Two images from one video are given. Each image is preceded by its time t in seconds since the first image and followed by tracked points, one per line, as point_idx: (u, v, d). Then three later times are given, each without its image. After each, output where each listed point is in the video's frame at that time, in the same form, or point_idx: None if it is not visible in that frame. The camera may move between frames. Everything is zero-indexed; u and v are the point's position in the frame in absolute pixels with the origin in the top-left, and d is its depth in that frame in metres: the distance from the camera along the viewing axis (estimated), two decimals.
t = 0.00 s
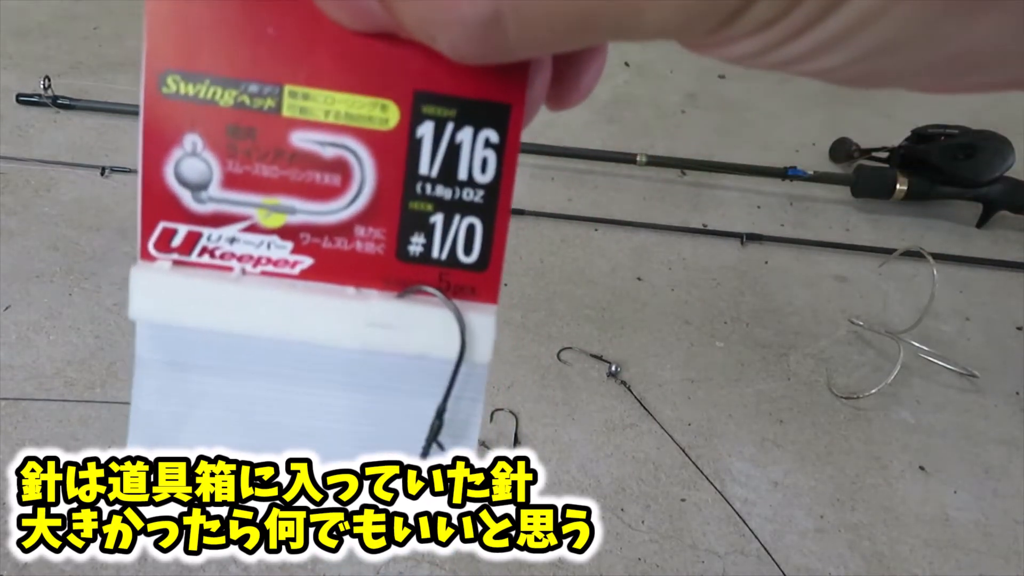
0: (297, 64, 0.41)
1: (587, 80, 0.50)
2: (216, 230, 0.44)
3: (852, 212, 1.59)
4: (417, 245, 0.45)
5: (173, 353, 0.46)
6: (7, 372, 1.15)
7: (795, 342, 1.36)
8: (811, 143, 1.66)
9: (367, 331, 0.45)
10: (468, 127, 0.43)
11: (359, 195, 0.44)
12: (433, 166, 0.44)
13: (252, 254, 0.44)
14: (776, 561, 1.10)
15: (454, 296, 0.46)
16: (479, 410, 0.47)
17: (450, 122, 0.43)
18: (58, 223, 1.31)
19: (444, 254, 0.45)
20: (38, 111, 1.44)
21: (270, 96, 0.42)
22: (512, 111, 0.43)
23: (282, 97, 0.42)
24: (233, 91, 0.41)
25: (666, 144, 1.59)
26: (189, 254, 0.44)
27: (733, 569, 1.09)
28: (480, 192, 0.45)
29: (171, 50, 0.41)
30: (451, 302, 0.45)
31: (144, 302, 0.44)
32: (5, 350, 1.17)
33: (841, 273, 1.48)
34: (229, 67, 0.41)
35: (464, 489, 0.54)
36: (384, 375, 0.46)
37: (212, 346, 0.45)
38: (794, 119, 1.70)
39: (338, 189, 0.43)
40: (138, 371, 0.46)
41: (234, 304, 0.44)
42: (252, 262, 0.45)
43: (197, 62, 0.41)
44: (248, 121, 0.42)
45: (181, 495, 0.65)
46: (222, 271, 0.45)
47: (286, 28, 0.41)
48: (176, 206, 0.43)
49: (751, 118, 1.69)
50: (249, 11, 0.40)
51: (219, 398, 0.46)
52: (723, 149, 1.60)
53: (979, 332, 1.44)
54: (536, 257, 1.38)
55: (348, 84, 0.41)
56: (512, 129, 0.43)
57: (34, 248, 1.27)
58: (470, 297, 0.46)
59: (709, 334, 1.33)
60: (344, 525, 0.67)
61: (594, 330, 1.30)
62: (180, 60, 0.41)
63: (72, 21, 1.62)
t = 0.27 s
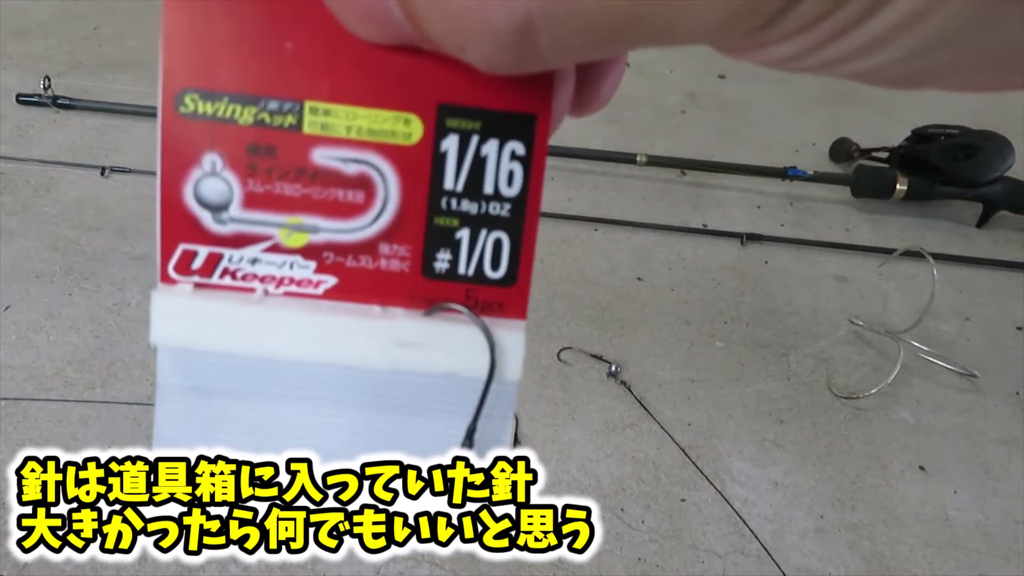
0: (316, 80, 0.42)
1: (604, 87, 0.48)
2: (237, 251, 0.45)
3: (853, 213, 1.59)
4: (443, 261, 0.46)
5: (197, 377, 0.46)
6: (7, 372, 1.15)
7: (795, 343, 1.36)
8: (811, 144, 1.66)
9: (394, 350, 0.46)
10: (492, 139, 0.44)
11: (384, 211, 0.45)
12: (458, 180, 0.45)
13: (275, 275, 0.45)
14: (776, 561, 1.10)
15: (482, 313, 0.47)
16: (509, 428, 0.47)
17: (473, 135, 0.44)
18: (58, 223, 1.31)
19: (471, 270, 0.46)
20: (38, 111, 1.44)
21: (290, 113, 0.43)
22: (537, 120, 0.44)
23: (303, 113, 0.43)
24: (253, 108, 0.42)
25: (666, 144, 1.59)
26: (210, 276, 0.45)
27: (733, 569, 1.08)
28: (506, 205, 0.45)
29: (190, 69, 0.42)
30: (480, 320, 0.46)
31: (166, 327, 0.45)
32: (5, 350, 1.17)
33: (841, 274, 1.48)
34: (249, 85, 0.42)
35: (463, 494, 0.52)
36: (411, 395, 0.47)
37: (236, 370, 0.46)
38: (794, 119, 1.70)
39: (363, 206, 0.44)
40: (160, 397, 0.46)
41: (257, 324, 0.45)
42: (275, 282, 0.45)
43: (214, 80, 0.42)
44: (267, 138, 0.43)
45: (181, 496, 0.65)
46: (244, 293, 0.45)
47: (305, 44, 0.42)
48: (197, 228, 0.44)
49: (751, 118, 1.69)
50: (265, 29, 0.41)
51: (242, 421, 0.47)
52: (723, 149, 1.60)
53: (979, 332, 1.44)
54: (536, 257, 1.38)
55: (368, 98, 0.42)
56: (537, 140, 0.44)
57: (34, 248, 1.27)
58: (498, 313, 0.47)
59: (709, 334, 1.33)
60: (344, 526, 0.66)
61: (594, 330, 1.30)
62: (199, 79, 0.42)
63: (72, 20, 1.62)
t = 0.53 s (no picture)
0: (322, 71, 0.43)
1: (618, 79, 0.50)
2: (238, 247, 0.45)
3: (853, 212, 1.59)
4: (453, 258, 0.46)
5: (198, 378, 0.46)
6: (7, 372, 1.15)
7: (795, 342, 1.36)
8: (811, 143, 1.66)
9: (402, 351, 0.46)
10: (505, 131, 0.45)
11: (394, 207, 0.45)
12: (469, 174, 0.46)
13: (278, 272, 0.46)
14: (776, 561, 1.10)
15: (493, 311, 0.47)
16: (521, 430, 0.48)
17: (486, 126, 0.45)
18: (58, 223, 1.31)
19: (482, 267, 0.47)
20: (38, 111, 1.44)
21: (295, 104, 0.43)
22: (552, 110, 0.45)
23: (308, 104, 0.43)
24: (256, 98, 0.43)
25: (666, 144, 1.59)
26: (210, 274, 0.46)
27: (733, 569, 1.08)
28: (518, 200, 0.46)
29: (192, 60, 0.43)
30: (491, 318, 0.47)
31: (163, 327, 0.45)
32: (5, 350, 1.17)
33: (841, 273, 1.48)
34: (252, 76, 0.43)
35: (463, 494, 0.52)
36: (418, 396, 0.47)
37: (237, 370, 0.46)
38: (794, 119, 1.70)
39: (372, 201, 0.45)
40: (158, 397, 0.46)
41: (259, 323, 0.45)
42: (278, 279, 0.46)
43: (217, 71, 0.43)
44: (271, 131, 0.44)
45: (181, 495, 0.65)
46: (247, 290, 0.46)
47: (310, 33, 0.43)
48: (196, 224, 0.45)
49: (752, 118, 1.69)
50: (272, 20, 0.42)
51: (243, 425, 0.47)
52: (723, 149, 1.60)
53: (979, 332, 1.44)
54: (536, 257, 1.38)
55: (375, 88, 0.43)
56: (551, 131, 0.45)
57: (34, 248, 1.27)
58: (510, 312, 0.47)
59: (709, 334, 1.33)
60: (344, 526, 0.66)
61: (594, 330, 1.30)
62: (200, 69, 0.43)
63: (72, 20, 1.62)
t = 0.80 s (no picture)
0: (323, 66, 0.43)
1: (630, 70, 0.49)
2: (237, 250, 0.45)
3: (853, 212, 1.59)
4: (460, 260, 0.46)
5: (196, 387, 0.46)
6: (7, 371, 1.15)
7: (795, 343, 1.36)
8: (811, 143, 1.66)
9: (409, 356, 0.46)
10: (514, 128, 0.45)
11: (400, 208, 0.45)
12: (476, 174, 0.45)
13: (278, 276, 0.46)
14: (776, 561, 1.10)
15: (501, 316, 0.47)
16: (531, 435, 0.48)
17: (495, 123, 0.44)
18: (58, 223, 1.31)
19: (490, 270, 0.47)
20: (38, 111, 1.44)
21: (295, 100, 0.44)
22: (563, 105, 0.44)
23: (309, 100, 0.44)
24: (255, 94, 0.43)
25: (666, 144, 1.59)
26: (208, 277, 0.46)
27: (733, 569, 1.08)
28: (528, 200, 0.46)
29: (189, 57, 0.43)
30: (500, 322, 0.47)
31: (158, 331, 0.45)
32: (5, 350, 1.17)
33: (841, 273, 1.48)
34: (251, 73, 0.43)
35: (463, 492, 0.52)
36: (423, 404, 0.47)
37: (237, 378, 0.46)
38: (794, 119, 1.70)
39: (377, 202, 0.45)
40: (154, 407, 0.46)
41: (260, 327, 0.45)
42: (278, 284, 0.46)
43: (214, 67, 0.43)
44: (271, 128, 0.44)
45: (182, 495, 0.65)
46: (247, 295, 0.46)
47: (309, 27, 0.43)
48: (195, 226, 0.45)
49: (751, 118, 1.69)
50: (271, 16, 0.42)
51: (243, 435, 0.47)
52: (723, 149, 1.60)
53: (979, 332, 1.44)
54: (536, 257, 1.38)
55: (377, 84, 0.43)
56: (562, 128, 0.45)
57: (34, 248, 1.27)
58: (521, 315, 0.47)
59: (709, 334, 1.33)
60: (344, 527, 0.66)
61: (594, 330, 1.30)
62: (197, 66, 0.43)
63: (71, 21, 1.62)
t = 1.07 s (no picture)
0: (327, 66, 0.45)
1: (636, 67, 0.50)
2: (240, 255, 0.47)
3: (853, 212, 1.59)
4: (470, 265, 0.48)
5: (195, 399, 0.47)
6: (7, 372, 1.15)
7: (795, 343, 1.36)
8: (811, 143, 1.66)
9: (417, 363, 0.48)
10: (525, 128, 0.46)
11: (409, 212, 0.47)
12: (487, 176, 0.47)
13: (282, 282, 0.47)
14: (776, 561, 1.10)
15: (513, 322, 0.49)
16: (541, 447, 0.50)
17: (505, 122, 0.46)
18: (58, 223, 1.31)
19: (501, 274, 0.48)
20: (38, 111, 1.44)
21: (299, 99, 0.45)
22: (576, 103, 0.46)
23: (313, 99, 0.45)
24: (258, 94, 0.45)
25: (666, 143, 1.59)
26: (209, 284, 0.47)
27: (733, 569, 1.08)
28: (540, 202, 0.48)
29: (189, 58, 0.44)
30: (515, 331, 0.48)
31: (158, 338, 0.46)
32: (5, 350, 1.17)
33: (841, 273, 1.48)
34: (252, 72, 0.44)
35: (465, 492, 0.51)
36: (426, 414, 0.49)
37: (238, 388, 0.48)
38: (794, 119, 1.70)
39: (386, 205, 0.47)
40: (154, 417, 0.47)
41: (263, 334, 0.47)
42: (282, 290, 0.47)
43: (216, 68, 0.44)
44: (274, 129, 0.45)
45: (182, 495, 0.65)
46: (250, 302, 0.47)
47: (312, 25, 0.44)
48: (197, 233, 0.47)
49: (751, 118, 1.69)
50: (274, 16, 0.44)
51: (241, 446, 0.48)
52: (723, 149, 1.60)
53: (979, 332, 1.44)
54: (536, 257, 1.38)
55: (383, 83, 0.45)
56: (574, 130, 0.47)
57: (34, 248, 1.27)
58: (534, 321, 0.49)
59: (709, 334, 1.33)
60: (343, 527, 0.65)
61: (594, 330, 1.30)
62: (197, 66, 0.44)
63: (72, 21, 1.62)
